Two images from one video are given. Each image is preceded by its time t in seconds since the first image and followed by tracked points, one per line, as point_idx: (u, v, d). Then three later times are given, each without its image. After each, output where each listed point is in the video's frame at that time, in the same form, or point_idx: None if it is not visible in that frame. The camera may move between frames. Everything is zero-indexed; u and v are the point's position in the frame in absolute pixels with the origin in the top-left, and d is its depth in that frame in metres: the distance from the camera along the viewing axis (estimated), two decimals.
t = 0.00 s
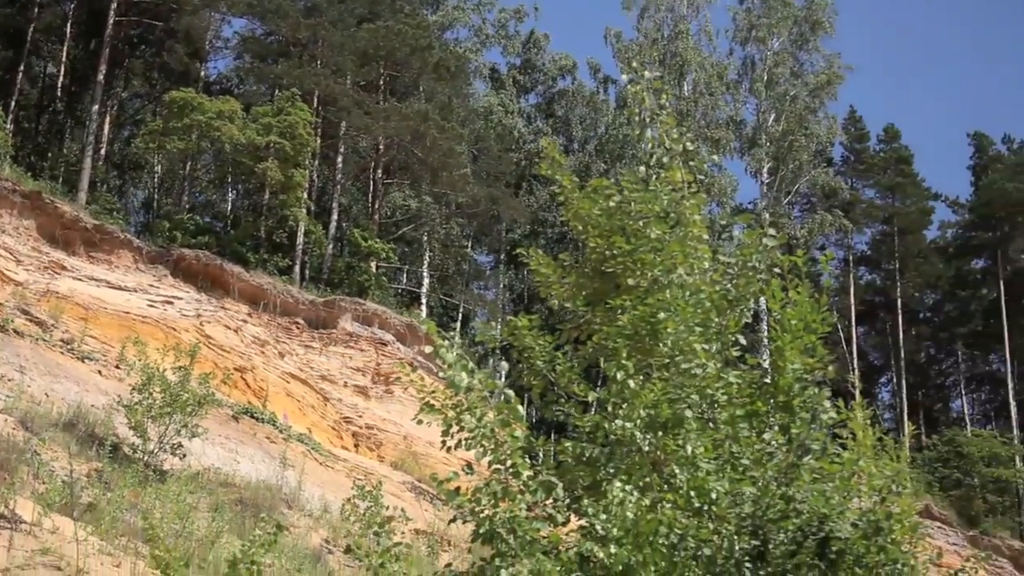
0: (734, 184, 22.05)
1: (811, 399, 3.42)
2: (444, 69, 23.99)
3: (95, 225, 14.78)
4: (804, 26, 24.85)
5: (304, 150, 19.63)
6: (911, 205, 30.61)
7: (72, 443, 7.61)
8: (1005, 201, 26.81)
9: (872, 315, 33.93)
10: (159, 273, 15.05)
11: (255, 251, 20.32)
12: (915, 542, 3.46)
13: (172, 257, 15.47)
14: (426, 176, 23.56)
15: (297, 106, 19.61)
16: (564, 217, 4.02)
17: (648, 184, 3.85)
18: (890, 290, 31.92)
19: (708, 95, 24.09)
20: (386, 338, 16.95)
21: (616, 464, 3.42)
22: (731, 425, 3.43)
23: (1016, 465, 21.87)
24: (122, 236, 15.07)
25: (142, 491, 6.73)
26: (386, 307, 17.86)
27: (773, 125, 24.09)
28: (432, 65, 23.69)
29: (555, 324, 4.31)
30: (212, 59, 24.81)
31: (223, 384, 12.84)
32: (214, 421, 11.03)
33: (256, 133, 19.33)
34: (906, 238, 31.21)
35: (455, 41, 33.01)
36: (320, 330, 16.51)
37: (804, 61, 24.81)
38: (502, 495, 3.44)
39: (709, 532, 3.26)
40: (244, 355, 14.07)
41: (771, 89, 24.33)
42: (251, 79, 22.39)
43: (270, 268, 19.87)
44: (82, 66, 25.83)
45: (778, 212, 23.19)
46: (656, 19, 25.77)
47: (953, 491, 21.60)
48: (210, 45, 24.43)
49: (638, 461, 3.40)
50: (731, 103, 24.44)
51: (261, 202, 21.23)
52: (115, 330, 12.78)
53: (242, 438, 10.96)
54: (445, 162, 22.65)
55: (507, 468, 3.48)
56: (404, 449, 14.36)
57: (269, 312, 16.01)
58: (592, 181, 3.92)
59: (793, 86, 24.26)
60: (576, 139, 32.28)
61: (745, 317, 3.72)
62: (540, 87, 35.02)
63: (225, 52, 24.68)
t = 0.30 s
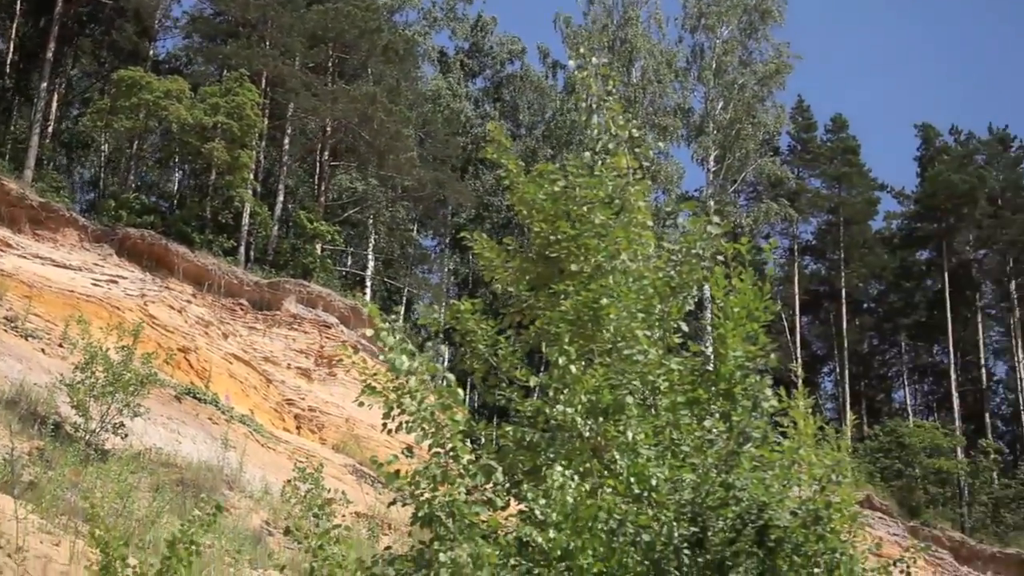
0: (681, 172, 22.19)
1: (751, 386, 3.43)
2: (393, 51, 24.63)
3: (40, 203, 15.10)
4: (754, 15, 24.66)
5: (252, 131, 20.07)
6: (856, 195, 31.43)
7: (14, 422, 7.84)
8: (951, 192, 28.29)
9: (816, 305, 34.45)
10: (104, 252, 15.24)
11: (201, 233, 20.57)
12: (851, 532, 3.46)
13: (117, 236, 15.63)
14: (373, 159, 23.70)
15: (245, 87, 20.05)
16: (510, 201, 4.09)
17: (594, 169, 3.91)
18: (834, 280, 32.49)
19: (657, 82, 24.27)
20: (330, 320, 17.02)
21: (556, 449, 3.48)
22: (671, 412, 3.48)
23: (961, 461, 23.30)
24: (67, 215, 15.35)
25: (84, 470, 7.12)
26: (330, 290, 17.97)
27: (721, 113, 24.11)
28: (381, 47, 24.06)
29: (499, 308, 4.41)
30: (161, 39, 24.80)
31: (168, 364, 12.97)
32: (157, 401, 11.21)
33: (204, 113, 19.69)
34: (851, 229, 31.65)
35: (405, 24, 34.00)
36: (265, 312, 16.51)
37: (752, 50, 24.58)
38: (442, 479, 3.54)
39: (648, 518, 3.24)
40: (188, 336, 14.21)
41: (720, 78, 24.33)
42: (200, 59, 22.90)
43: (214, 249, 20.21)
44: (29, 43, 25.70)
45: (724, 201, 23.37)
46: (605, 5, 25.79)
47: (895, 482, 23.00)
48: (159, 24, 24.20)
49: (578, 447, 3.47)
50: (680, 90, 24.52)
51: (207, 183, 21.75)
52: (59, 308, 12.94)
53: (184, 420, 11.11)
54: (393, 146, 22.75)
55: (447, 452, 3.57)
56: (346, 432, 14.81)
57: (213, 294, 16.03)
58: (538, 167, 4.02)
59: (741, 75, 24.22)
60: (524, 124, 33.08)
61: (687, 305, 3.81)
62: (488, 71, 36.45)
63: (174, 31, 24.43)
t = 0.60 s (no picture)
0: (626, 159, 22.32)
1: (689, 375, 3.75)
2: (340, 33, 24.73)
3: None
4: (700, 2, 24.74)
5: (196, 110, 20.31)
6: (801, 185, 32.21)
7: None
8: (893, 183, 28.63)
9: (759, 293, 35.78)
10: (46, 229, 15.27)
11: (142, 211, 20.68)
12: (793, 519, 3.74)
13: (60, 214, 15.73)
14: (317, 140, 24.01)
15: (191, 67, 20.45)
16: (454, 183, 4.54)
17: (541, 155, 4.41)
18: (775, 269, 33.63)
19: (603, 69, 24.23)
20: (273, 301, 16.92)
21: (494, 433, 3.87)
22: (610, 397, 3.85)
23: (899, 452, 23.88)
24: (10, 191, 15.36)
25: (25, 448, 7.38)
26: (272, 270, 17.80)
27: (666, 100, 24.17)
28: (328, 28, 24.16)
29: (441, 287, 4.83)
30: (108, 16, 24.94)
31: (109, 342, 13.31)
32: (97, 379, 11.48)
33: (149, 91, 20.03)
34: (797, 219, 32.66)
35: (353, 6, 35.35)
36: (206, 291, 16.57)
37: (698, 38, 24.73)
38: (379, 460, 3.92)
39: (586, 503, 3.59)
40: (130, 315, 14.53)
41: (666, 65, 24.45)
42: (145, 37, 23.14)
43: (157, 227, 20.39)
44: None
45: (666, 187, 23.55)
46: None
47: (834, 472, 23.46)
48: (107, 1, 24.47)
49: (515, 432, 3.86)
50: (626, 77, 24.54)
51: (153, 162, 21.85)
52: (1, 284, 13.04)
53: (123, 398, 11.38)
54: (337, 128, 23.26)
55: (387, 435, 3.98)
56: (287, 413, 14.95)
57: (155, 272, 16.16)
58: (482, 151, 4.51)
59: (688, 62, 24.34)
60: (470, 108, 33.24)
61: (628, 291, 4.16)
62: (434, 54, 37.12)
63: (122, 10, 24.77)
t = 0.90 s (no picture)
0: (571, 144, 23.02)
1: (630, 360, 3.93)
2: (287, 14, 25.77)
3: None
4: None
5: (144, 88, 21.01)
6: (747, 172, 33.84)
7: None
8: (840, 172, 30.55)
9: (702, 280, 37.16)
10: None
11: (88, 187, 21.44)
12: (729, 504, 4.09)
13: (6, 189, 16.57)
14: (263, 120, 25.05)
15: (138, 44, 21.07)
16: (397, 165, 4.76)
17: (486, 138, 4.70)
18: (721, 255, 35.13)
19: (550, 54, 24.54)
20: (216, 281, 17.88)
21: (436, 415, 4.03)
22: (552, 380, 4.05)
23: (838, 441, 24.71)
24: None
25: None
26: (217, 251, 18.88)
27: (613, 87, 24.63)
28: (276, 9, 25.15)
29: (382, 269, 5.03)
30: None
31: (50, 320, 13.55)
32: (41, 355, 11.91)
33: (97, 69, 20.61)
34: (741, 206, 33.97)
35: None
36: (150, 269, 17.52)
37: (646, 25, 25.05)
38: (318, 440, 4.03)
39: (526, 487, 3.75)
40: (73, 292, 15.01)
41: (612, 51, 24.87)
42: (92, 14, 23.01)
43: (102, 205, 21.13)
44: None
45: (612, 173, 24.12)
46: None
47: (775, 460, 24.22)
48: None
49: (456, 414, 4.02)
50: (572, 62, 24.87)
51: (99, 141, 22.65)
52: None
53: (66, 374, 11.90)
54: (283, 107, 23.89)
55: (326, 416, 4.09)
56: (229, 392, 15.57)
57: (99, 249, 17.12)
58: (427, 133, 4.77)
59: (634, 49, 24.70)
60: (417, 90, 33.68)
61: (571, 273, 4.49)
62: (381, 35, 37.01)
63: None
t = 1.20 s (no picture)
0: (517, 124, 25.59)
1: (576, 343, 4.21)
2: None
3: None
4: None
5: (91, 63, 22.81)
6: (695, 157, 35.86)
7: None
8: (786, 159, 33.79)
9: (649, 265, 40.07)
10: None
11: (36, 163, 23.53)
12: (671, 489, 4.31)
13: None
14: (212, 99, 26.81)
15: (88, 21, 22.82)
16: (345, 144, 5.03)
17: (433, 120, 4.95)
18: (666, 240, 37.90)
19: (499, 36, 26.53)
20: (163, 259, 17.83)
21: (377, 394, 4.24)
22: (495, 361, 4.30)
23: (781, 427, 26.45)
24: None
25: None
26: (164, 227, 18.86)
27: (562, 70, 26.86)
28: None
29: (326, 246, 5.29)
30: None
31: None
32: None
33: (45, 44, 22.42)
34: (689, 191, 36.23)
35: None
36: (97, 245, 17.51)
37: (596, 9, 27.45)
38: (261, 418, 4.26)
39: (466, 468, 3.97)
40: (20, 269, 15.10)
41: (562, 34, 27.12)
42: None
43: (49, 180, 23.07)
44: None
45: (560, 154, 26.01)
46: None
47: (717, 445, 25.99)
48: None
49: (399, 393, 4.24)
50: (522, 44, 27.01)
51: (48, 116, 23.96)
52: None
53: (13, 351, 12.10)
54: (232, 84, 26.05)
55: (268, 395, 4.31)
56: (173, 369, 15.90)
57: (46, 225, 17.23)
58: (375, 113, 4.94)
59: (584, 33, 27.05)
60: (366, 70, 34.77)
61: (516, 253, 4.81)
62: (331, 15, 38.79)
63: None
